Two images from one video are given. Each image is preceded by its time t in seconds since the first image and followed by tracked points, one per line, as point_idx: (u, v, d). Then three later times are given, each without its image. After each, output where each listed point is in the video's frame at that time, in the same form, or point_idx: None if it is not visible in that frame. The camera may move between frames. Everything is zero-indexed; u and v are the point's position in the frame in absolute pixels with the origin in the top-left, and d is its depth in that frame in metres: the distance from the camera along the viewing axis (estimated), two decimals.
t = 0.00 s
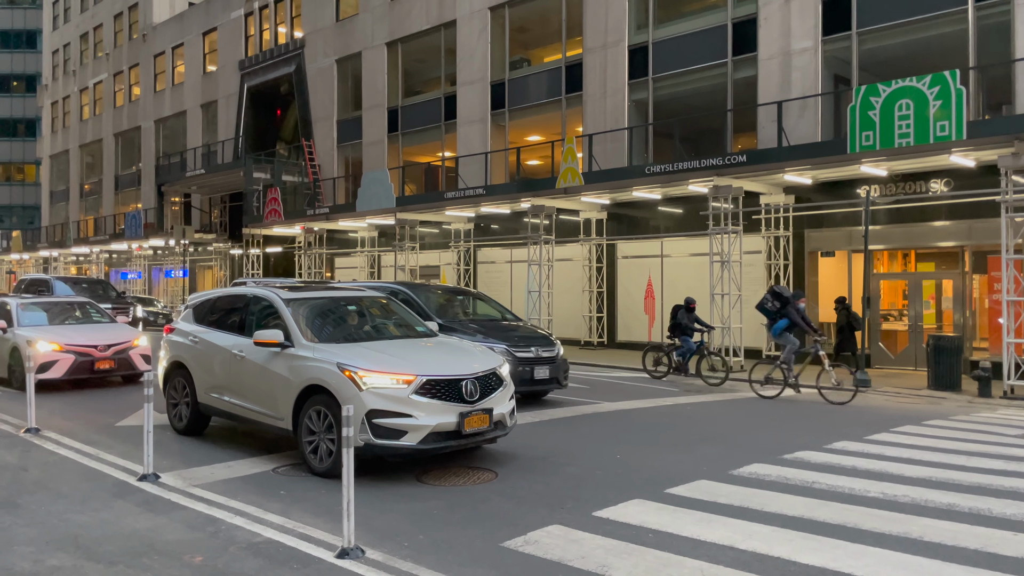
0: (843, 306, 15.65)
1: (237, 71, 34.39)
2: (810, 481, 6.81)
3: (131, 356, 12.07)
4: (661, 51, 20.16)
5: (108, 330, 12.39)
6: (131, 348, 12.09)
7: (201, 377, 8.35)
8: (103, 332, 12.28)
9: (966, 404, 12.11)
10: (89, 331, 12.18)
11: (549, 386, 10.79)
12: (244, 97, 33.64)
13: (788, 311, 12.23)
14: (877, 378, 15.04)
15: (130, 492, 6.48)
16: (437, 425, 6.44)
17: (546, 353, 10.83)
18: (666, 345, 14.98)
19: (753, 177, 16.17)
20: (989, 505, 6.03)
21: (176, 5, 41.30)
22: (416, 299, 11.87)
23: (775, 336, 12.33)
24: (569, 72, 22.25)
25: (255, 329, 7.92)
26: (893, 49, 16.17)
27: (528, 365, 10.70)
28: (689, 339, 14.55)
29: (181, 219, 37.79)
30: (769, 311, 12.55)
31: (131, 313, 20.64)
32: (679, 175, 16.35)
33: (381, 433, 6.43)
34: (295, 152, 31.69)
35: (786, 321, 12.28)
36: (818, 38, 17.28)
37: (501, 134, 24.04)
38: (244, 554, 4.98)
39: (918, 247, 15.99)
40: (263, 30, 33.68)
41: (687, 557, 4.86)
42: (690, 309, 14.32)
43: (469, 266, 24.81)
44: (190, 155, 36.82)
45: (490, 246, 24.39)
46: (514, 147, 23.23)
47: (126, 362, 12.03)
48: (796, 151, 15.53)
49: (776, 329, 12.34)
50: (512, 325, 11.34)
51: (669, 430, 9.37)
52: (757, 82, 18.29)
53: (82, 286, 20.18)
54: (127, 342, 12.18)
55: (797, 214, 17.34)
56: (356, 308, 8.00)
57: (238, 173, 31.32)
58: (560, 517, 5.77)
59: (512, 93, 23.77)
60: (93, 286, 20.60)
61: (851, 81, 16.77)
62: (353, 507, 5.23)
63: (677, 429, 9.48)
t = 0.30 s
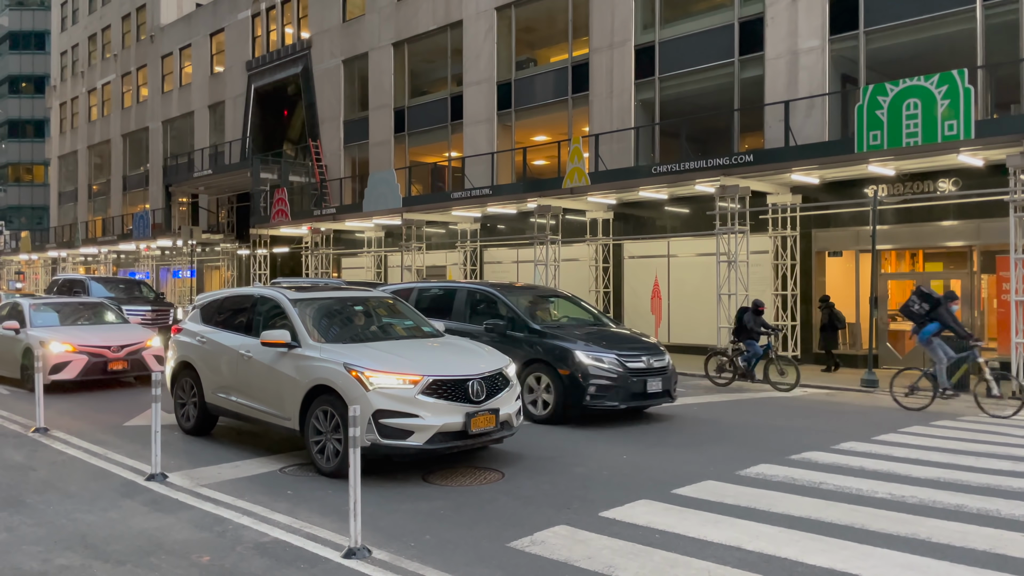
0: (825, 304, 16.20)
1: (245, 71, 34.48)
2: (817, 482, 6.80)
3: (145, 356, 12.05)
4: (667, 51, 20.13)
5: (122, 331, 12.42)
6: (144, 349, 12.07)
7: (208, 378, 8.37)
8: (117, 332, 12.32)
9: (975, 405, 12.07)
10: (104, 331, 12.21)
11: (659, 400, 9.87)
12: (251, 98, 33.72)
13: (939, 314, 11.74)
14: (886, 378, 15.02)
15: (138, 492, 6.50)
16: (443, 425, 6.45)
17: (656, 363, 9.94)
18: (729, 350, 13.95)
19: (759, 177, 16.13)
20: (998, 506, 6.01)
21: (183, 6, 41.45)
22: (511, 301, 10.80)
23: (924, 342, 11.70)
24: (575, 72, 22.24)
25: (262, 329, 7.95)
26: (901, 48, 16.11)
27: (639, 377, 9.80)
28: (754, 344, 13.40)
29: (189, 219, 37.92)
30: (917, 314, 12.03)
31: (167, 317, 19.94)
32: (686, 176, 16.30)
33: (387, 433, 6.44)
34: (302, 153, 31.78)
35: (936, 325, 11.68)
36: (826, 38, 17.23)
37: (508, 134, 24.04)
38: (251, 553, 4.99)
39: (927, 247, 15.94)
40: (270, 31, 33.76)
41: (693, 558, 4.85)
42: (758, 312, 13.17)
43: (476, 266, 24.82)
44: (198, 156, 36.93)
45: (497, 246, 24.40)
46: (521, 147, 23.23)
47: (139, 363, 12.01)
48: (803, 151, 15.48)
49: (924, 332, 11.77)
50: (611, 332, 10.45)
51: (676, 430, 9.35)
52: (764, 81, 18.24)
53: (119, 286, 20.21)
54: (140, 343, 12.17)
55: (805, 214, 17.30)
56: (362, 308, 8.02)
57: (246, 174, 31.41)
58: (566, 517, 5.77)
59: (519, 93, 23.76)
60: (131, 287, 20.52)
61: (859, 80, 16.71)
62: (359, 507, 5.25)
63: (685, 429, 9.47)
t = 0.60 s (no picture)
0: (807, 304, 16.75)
1: (251, 72, 34.56)
2: (824, 482, 6.78)
3: (157, 356, 12.02)
4: (673, 51, 20.11)
5: (133, 331, 12.42)
6: (156, 349, 12.05)
7: (215, 377, 8.39)
8: (129, 333, 12.33)
9: (983, 405, 12.02)
10: (116, 332, 12.22)
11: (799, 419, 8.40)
12: (257, 98, 33.78)
13: None
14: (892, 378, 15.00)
15: (144, 492, 6.52)
16: (448, 425, 6.45)
17: (796, 375, 8.44)
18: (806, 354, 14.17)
19: (765, 177, 16.10)
20: (1005, 506, 5.98)
21: (189, 7, 41.56)
22: (614, 301, 9.25)
23: None
24: (580, 72, 22.24)
25: (268, 329, 7.96)
26: (907, 48, 16.06)
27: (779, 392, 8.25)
28: (829, 347, 13.29)
29: (195, 219, 38.01)
30: None
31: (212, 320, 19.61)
32: (691, 175, 16.29)
33: (393, 433, 6.45)
34: (308, 153, 31.85)
35: None
36: (832, 37, 17.20)
37: (513, 134, 24.05)
38: (258, 553, 5.00)
39: (933, 246, 15.88)
40: (276, 32, 33.82)
41: (699, 558, 4.84)
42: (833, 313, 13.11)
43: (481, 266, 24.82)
44: (204, 156, 37.03)
45: (502, 246, 24.40)
46: (526, 147, 23.24)
47: (151, 363, 12.00)
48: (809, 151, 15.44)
49: None
50: (740, 339, 8.90)
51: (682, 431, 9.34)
52: (770, 81, 18.21)
53: (161, 285, 20.22)
54: (152, 343, 12.15)
55: (811, 213, 17.25)
56: (368, 308, 8.03)
57: (252, 174, 31.48)
58: (571, 518, 5.76)
59: (524, 93, 23.78)
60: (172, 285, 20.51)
61: (865, 79, 16.67)
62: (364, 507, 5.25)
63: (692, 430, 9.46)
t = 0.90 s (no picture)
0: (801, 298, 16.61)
1: (255, 72, 34.61)
2: (829, 482, 6.77)
3: (167, 357, 11.98)
4: (677, 50, 20.07)
5: (144, 332, 12.39)
6: (167, 350, 12.01)
7: (220, 377, 8.41)
8: (140, 334, 12.29)
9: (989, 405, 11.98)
10: (127, 333, 12.20)
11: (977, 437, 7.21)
12: (262, 99, 33.82)
13: None
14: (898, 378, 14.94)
15: (150, 491, 6.54)
16: (453, 424, 6.46)
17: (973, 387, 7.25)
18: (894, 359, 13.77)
19: (770, 177, 16.08)
20: (1010, 507, 5.97)
21: (194, 7, 41.66)
22: (744, 300, 8.16)
23: None
24: (585, 72, 22.23)
25: (273, 329, 7.98)
26: (912, 47, 16.02)
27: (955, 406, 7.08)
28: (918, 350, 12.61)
29: (200, 220, 38.09)
30: None
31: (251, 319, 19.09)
32: (695, 175, 16.28)
33: (398, 433, 6.45)
34: (313, 154, 31.91)
35: None
36: (837, 36, 17.17)
37: (517, 134, 24.05)
38: (263, 552, 5.01)
39: (938, 246, 15.84)
40: (281, 32, 33.86)
41: (704, 558, 4.84)
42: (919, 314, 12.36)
43: (485, 266, 24.81)
44: (209, 156, 37.11)
45: (506, 247, 24.40)
46: (531, 147, 23.22)
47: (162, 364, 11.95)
48: (813, 150, 15.41)
49: None
50: (895, 344, 7.74)
51: (688, 430, 9.34)
52: (775, 81, 18.17)
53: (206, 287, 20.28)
54: (163, 344, 12.10)
55: (816, 213, 17.22)
56: (373, 308, 8.04)
57: (256, 174, 31.52)
58: (576, 517, 5.76)
59: (528, 93, 23.77)
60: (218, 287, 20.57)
61: (870, 78, 16.63)
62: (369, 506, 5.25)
63: (698, 430, 9.44)
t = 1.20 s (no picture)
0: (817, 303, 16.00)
1: (259, 73, 34.67)
2: (833, 482, 6.76)
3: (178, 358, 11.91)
4: (681, 50, 20.06)
5: (154, 333, 12.37)
6: (177, 351, 11.95)
7: (224, 377, 8.42)
8: (150, 334, 12.27)
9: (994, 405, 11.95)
10: (136, 334, 12.19)
11: None
12: (266, 99, 33.88)
13: None
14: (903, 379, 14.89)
15: (155, 491, 6.55)
16: (457, 424, 6.46)
17: None
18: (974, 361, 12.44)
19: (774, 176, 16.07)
20: (1015, 507, 5.95)
21: (198, 8, 41.76)
22: (914, 299, 6.95)
23: None
24: (588, 72, 22.23)
25: (277, 329, 7.99)
26: (917, 46, 15.98)
27: None
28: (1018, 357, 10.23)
29: (204, 220, 38.18)
30: None
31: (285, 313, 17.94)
32: (699, 175, 16.27)
33: (402, 433, 6.46)
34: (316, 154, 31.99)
35: None
36: (841, 36, 17.13)
37: (521, 134, 24.07)
38: (267, 552, 5.01)
39: (943, 246, 15.79)
40: (285, 33, 33.91)
41: (709, 559, 4.83)
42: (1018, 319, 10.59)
43: (489, 266, 24.81)
44: (213, 156, 37.17)
45: (510, 246, 24.40)
46: (534, 147, 23.22)
47: (173, 364, 11.90)
48: (817, 150, 15.39)
49: None
50: None
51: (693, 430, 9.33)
52: (778, 80, 18.15)
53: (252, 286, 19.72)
54: (174, 345, 12.06)
55: (820, 213, 17.19)
56: (377, 308, 8.05)
57: (260, 174, 31.56)
58: (580, 517, 5.76)
59: (531, 93, 23.77)
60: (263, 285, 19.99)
61: (874, 78, 16.61)
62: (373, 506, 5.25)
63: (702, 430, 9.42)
